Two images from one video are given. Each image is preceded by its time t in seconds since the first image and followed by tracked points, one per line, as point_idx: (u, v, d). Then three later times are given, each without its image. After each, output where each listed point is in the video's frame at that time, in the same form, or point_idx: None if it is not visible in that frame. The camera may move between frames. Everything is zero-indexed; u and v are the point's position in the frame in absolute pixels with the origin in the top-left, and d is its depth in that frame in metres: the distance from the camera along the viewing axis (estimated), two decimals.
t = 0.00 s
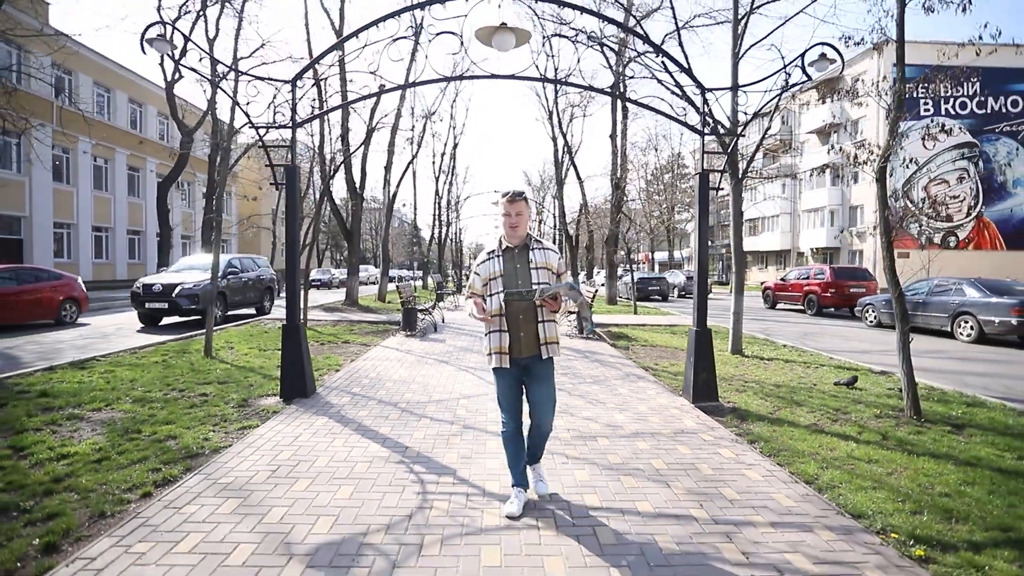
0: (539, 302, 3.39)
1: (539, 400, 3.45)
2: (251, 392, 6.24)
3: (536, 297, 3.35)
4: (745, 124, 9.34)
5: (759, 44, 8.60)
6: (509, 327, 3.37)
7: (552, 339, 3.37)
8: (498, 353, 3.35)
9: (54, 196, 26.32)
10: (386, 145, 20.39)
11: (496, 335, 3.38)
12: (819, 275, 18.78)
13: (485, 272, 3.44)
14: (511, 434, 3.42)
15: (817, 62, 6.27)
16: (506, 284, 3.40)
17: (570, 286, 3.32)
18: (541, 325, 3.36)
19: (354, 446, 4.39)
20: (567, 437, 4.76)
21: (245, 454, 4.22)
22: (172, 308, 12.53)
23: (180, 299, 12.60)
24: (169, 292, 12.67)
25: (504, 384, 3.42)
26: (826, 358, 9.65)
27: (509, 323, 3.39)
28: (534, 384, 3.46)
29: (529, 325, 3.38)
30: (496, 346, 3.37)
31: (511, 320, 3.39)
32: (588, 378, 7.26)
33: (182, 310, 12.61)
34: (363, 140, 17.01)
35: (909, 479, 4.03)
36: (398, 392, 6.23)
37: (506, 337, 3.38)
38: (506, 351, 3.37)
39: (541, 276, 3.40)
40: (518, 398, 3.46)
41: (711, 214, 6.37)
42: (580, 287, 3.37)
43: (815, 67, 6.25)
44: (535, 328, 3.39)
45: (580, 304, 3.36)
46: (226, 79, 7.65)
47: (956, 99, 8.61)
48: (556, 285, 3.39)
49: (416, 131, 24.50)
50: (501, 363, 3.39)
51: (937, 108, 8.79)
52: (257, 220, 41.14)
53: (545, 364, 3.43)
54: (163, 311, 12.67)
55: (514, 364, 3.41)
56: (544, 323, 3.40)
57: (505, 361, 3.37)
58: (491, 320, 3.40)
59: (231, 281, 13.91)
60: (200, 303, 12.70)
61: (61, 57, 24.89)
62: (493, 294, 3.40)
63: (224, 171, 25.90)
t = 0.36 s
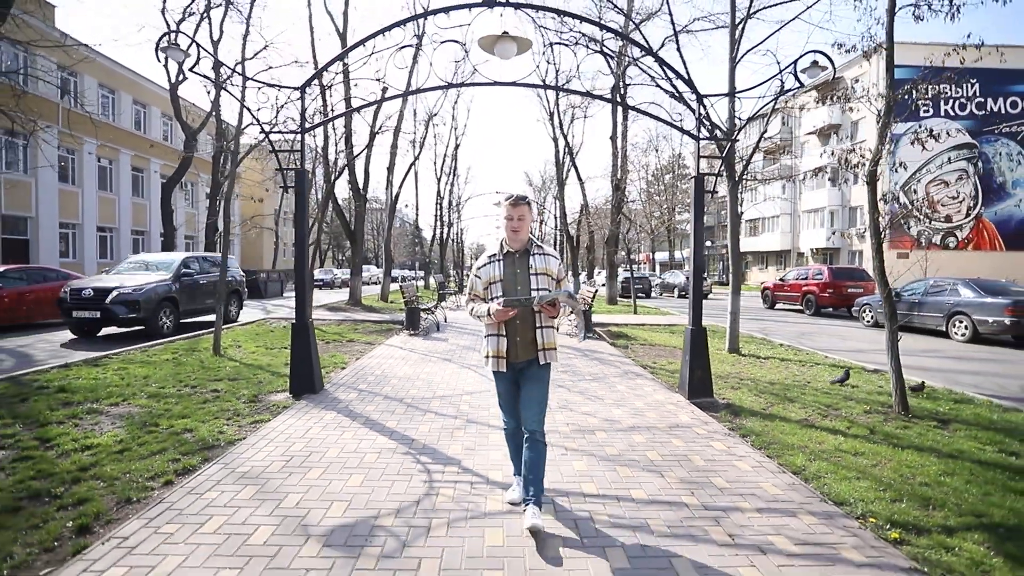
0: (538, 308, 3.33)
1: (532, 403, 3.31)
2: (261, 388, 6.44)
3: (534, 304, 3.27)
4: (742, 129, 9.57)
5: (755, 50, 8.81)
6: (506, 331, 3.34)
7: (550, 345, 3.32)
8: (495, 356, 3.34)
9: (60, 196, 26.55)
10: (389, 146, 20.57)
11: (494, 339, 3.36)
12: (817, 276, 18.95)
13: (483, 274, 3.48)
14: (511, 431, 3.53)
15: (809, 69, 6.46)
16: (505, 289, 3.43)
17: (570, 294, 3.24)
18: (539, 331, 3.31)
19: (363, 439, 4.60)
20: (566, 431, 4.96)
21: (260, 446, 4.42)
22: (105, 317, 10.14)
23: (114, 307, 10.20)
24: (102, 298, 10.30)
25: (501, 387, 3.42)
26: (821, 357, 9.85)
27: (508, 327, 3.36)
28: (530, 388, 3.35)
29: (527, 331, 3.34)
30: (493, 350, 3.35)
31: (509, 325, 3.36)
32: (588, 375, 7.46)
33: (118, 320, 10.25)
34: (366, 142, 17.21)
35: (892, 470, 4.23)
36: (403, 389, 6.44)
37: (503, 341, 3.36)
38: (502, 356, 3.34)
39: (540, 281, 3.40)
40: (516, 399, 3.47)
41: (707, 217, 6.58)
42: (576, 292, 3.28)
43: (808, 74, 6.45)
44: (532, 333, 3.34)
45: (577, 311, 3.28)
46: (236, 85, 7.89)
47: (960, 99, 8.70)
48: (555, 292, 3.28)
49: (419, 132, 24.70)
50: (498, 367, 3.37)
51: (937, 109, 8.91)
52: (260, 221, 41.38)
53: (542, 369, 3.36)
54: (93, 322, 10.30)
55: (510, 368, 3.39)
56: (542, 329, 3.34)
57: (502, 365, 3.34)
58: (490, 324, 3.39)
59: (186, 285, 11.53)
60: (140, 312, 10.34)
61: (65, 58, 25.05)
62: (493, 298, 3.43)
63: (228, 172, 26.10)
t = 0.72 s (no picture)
0: (540, 306, 3.31)
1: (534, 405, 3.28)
2: (270, 385, 6.63)
3: (535, 297, 3.21)
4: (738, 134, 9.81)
5: (751, 56, 9.02)
6: (512, 329, 3.32)
7: (553, 346, 3.28)
8: (500, 355, 3.30)
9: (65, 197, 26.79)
10: (392, 148, 20.78)
11: (499, 337, 3.33)
12: (815, 276, 19.15)
13: (490, 272, 3.49)
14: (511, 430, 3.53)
15: (802, 75, 6.66)
16: (510, 284, 3.43)
17: (569, 288, 3.20)
18: (542, 331, 3.28)
19: (372, 431, 4.80)
20: (567, 425, 5.15)
21: (274, 438, 4.63)
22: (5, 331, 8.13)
23: (17, 318, 8.20)
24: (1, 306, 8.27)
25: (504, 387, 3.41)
26: (816, 355, 10.06)
27: (512, 326, 3.33)
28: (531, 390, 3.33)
29: (530, 330, 3.31)
30: (498, 348, 3.32)
31: (514, 323, 3.34)
32: (588, 372, 7.67)
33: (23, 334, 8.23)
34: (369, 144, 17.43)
35: (878, 461, 4.43)
36: (409, 385, 6.65)
37: (508, 339, 3.32)
38: (508, 354, 3.31)
39: (546, 279, 3.38)
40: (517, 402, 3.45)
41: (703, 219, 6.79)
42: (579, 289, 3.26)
43: (801, 80, 6.66)
44: (536, 333, 3.32)
45: (580, 309, 3.25)
46: (246, 90, 8.11)
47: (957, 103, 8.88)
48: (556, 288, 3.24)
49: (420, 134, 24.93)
50: (503, 366, 3.33)
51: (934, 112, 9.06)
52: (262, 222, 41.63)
53: (546, 371, 3.31)
54: None
55: (514, 368, 3.35)
56: (545, 329, 3.31)
57: (508, 364, 3.31)
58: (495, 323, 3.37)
59: (119, 290, 9.61)
60: (53, 323, 8.36)
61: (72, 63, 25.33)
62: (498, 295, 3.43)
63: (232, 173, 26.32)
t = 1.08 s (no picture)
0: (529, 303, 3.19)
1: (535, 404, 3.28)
2: (277, 382, 6.83)
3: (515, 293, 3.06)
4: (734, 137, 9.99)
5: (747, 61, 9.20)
6: (513, 328, 3.26)
7: (551, 344, 3.23)
8: (499, 353, 3.22)
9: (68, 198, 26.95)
10: (393, 149, 20.95)
11: (500, 336, 3.26)
12: (812, 276, 19.35)
13: (489, 270, 3.46)
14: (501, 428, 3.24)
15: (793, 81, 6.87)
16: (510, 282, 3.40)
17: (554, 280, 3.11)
18: (540, 330, 3.23)
19: (378, 426, 5.00)
20: (566, 420, 5.34)
21: (284, 431, 4.83)
22: None
23: None
24: None
25: (500, 384, 3.25)
26: (810, 353, 10.25)
27: (513, 324, 3.28)
28: (531, 388, 3.29)
29: (529, 329, 3.27)
30: (498, 347, 3.24)
31: (514, 321, 3.28)
32: (586, 370, 7.87)
33: None
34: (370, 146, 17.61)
35: (863, 453, 4.63)
36: (413, 382, 6.85)
37: (509, 339, 3.25)
38: (508, 353, 3.23)
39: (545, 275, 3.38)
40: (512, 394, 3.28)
41: (697, 220, 7.00)
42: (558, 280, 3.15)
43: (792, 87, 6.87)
44: (534, 332, 3.27)
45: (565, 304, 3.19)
46: (252, 94, 8.30)
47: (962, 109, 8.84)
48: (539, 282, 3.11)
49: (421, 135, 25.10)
50: (501, 365, 3.25)
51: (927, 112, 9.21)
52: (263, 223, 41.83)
53: (545, 370, 3.28)
54: None
55: (514, 367, 3.26)
56: (544, 328, 3.26)
57: (507, 363, 3.22)
58: (496, 321, 3.29)
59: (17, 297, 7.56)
60: None
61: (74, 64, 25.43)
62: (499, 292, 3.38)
63: (233, 174, 26.49)
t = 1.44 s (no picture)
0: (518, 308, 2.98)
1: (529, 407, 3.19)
2: (284, 378, 7.01)
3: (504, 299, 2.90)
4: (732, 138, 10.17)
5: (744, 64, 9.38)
6: (506, 333, 3.08)
7: (543, 347, 3.10)
8: (493, 360, 3.04)
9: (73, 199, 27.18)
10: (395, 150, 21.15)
11: (491, 341, 3.07)
12: (811, 276, 19.52)
13: (478, 276, 3.26)
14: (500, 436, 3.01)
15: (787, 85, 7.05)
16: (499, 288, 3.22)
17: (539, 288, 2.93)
18: (532, 333, 3.08)
19: (383, 419, 5.18)
20: (565, 414, 5.51)
21: (293, 424, 5.02)
22: None
23: None
24: None
25: (496, 389, 3.07)
26: (806, 351, 10.43)
27: (505, 329, 3.10)
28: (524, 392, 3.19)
29: (521, 333, 3.10)
30: (491, 353, 3.06)
31: (506, 326, 3.11)
32: (585, 367, 8.05)
33: None
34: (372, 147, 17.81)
35: (850, 446, 4.80)
36: (416, 378, 7.04)
37: (502, 344, 3.08)
38: (502, 359, 3.05)
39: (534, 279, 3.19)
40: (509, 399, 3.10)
41: (693, 221, 7.18)
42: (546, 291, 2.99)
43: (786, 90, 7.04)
44: (526, 336, 3.11)
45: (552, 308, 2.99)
46: (258, 96, 8.48)
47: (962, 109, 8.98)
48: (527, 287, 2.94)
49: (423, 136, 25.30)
50: (495, 372, 3.06)
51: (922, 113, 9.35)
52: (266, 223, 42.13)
53: (538, 375, 3.14)
54: None
55: (508, 373, 3.10)
56: (535, 331, 3.11)
57: (501, 369, 3.05)
58: (486, 325, 3.09)
59: None
60: None
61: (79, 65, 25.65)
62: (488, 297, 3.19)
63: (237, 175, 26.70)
